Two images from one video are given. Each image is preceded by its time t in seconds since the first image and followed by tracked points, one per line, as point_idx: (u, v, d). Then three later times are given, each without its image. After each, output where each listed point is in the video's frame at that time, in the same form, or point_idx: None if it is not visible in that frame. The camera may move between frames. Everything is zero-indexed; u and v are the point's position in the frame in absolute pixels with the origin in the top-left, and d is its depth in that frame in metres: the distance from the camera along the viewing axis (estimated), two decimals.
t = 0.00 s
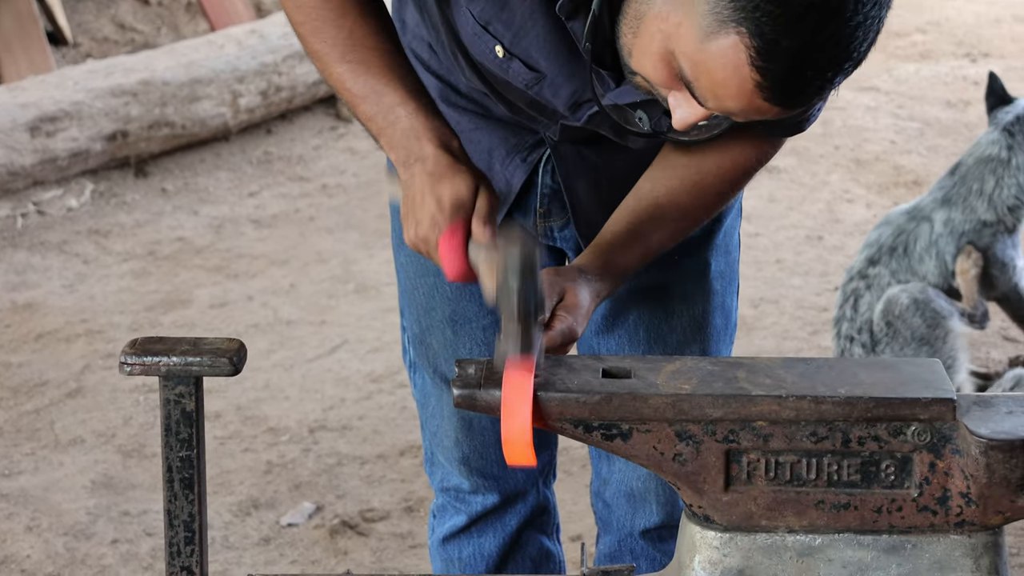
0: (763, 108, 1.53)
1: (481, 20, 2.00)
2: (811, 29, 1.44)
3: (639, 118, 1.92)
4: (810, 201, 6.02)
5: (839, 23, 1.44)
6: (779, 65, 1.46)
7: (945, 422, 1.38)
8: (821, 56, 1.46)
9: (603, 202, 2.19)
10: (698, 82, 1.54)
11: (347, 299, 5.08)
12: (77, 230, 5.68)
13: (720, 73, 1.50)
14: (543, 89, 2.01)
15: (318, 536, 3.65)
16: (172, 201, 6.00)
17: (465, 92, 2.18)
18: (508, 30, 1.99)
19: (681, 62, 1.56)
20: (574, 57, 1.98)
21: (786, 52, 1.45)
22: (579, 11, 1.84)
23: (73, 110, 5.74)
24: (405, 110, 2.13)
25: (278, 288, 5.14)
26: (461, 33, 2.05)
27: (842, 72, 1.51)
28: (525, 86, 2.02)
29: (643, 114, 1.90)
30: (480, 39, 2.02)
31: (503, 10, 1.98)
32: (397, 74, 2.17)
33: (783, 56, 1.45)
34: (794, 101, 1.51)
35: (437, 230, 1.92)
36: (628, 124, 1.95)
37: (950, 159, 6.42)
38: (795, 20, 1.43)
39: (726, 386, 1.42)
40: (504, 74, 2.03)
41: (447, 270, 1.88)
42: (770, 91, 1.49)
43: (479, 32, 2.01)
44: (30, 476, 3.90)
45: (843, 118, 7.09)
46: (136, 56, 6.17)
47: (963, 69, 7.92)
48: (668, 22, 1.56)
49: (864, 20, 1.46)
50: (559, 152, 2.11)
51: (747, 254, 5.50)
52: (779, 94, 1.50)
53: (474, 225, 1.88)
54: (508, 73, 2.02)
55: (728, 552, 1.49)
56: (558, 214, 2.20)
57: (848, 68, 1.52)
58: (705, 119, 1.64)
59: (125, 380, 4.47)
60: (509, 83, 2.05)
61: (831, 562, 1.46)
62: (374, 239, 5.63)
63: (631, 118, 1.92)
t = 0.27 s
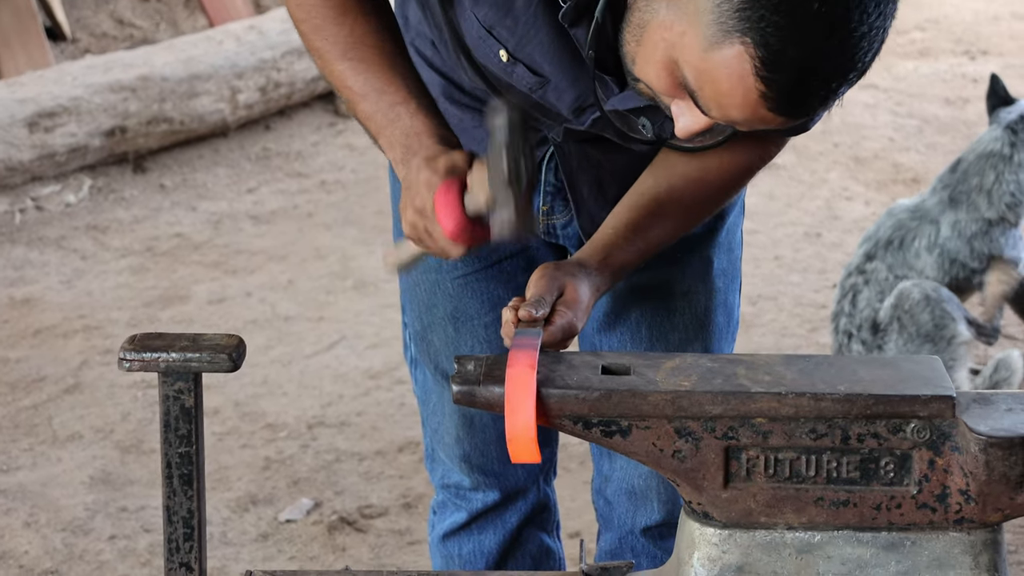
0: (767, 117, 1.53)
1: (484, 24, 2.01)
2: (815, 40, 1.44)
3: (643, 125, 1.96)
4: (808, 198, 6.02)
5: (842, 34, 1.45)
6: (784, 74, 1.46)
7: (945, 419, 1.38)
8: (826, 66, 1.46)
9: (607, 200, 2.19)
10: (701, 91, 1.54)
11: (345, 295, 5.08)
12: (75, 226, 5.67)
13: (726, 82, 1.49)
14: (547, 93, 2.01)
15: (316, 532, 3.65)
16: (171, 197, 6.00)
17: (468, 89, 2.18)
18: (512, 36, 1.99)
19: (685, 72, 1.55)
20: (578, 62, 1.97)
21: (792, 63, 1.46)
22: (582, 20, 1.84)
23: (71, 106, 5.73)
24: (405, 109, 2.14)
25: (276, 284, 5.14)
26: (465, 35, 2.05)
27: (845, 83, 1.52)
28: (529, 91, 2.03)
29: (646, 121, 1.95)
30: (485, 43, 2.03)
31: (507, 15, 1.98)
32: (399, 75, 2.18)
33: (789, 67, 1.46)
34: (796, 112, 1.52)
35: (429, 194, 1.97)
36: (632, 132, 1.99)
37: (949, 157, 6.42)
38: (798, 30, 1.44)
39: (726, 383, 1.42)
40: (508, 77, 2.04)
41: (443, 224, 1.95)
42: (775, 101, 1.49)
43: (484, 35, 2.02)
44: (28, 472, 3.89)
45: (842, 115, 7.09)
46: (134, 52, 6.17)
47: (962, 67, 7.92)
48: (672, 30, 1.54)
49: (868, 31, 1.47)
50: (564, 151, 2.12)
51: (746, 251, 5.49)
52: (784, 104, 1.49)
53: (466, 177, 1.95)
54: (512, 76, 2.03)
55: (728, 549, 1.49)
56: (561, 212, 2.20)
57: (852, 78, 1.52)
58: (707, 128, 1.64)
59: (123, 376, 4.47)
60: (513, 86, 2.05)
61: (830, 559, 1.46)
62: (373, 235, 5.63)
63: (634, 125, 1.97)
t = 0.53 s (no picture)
0: (759, 125, 1.53)
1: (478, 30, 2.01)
2: (807, 51, 1.44)
3: (638, 133, 2.00)
4: (807, 197, 6.02)
5: (833, 42, 1.44)
6: (776, 82, 1.46)
7: (943, 418, 1.38)
8: (819, 73, 1.46)
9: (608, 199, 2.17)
10: (695, 99, 1.54)
11: (343, 292, 5.08)
12: (73, 223, 5.67)
13: (718, 90, 1.49)
14: (541, 98, 2.01)
15: (314, 529, 3.65)
16: (169, 193, 5.99)
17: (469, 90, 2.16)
18: (505, 41, 1.99)
19: (678, 80, 1.55)
20: (572, 67, 1.97)
21: (785, 71, 1.45)
22: (575, 29, 1.84)
23: (70, 102, 5.73)
24: (404, 104, 2.15)
25: (274, 281, 5.14)
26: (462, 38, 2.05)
27: (840, 90, 1.51)
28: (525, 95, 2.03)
29: (641, 127, 1.98)
30: (480, 47, 2.03)
31: (500, 23, 1.98)
32: (397, 70, 2.18)
33: (782, 74, 1.45)
34: (788, 119, 1.51)
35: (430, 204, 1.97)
36: (627, 140, 2.02)
37: (947, 155, 6.42)
38: (788, 41, 1.43)
39: (724, 380, 1.43)
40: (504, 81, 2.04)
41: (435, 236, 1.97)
42: (767, 109, 1.49)
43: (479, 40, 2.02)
44: (26, 469, 3.89)
45: (840, 113, 7.09)
46: (133, 49, 6.16)
47: (959, 65, 7.92)
48: (663, 40, 1.54)
49: (860, 37, 1.47)
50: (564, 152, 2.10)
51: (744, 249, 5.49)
52: (776, 112, 1.49)
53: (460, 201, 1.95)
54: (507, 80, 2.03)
55: (725, 547, 1.49)
56: (561, 210, 2.17)
57: (845, 84, 1.52)
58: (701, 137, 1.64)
59: (121, 373, 4.47)
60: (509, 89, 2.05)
61: (827, 557, 1.46)
62: (371, 232, 5.63)
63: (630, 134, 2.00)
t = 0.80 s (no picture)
0: (761, 76, 1.43)
1: (460, 12, 2.03)
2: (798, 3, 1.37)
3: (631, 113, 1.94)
4: (805, 196, 6.03)
5: None
6: (770, 26, 1.37)
7: (939, 417, 1.38)
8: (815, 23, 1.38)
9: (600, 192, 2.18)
10: (691, 57, 1.45)
11: (341, 290, 5.08)
12: (71, 220, 5.66)
13: (712, 41, 1.41)
14: (526, 80, 2.02)
15: (311, 527, 3.65)
16: (168, 191, 5.99)
17: (461, 85, 2.17)
18: (487, 22, 2.00)
19: (673, 39, 1.47)
20: (555, 46, 1.97)
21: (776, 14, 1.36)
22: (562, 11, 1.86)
23: (69, 100, 5.73)
24: (378, 104, 2.16)
25: (272, 279, 5.14)
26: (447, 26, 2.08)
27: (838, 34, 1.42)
28: (510, 79, 2.04)
29: (633, 108, 1.93)
30: (463, 31, 2.05)
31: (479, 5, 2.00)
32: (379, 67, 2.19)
33: (774, 18, 1.37)
34: (789, 67, 1.42)
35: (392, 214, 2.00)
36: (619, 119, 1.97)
37: (945, 155, 6.42)
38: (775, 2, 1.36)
39: (721, 378, 1.43)
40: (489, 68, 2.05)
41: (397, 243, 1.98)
42: (767, 60, 1.40)
43: (462, 25, 2.04)
44: (23, 466, 3.89)
45: (838, 113, 7.09)
46: (131, 47, 6.17)
47: (958, 65, 7.92)
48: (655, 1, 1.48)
49: None
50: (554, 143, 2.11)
51: (743, 248, 5.50)
52: (778, 62, 1.40)
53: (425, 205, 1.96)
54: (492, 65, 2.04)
55: (722, 545, 1.48)
56: (555, 207, 2.17)
57: (845, 28, 1.43)
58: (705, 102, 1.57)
59: (119, 371, 4.47)
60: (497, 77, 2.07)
61: (824, 556, 1.46)
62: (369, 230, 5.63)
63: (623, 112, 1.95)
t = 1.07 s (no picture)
0: None
1: None
2: None
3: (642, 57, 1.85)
4: (804, 196, 6.03)
5: None
6: None
7: (936, 417, 1.38)
8: None
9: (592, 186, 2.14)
10: None
11: (340, 289, 5.08)
12: (70, 219, 5.67)
13: None
14: (526, 55, 1.98)
15: (310, 526, 3.65)
16: (167, 190, 6.00)
17: (445, 81, 2.13)
18: None
19: None
20: (551, 9, 1.95)
21: None
22: None
23: (68, 99, 5.73)
24: (377, 133, 2.14)
25: (271, 278, 5.14)
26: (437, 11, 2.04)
27: None
28: (507, 59, 2.00)
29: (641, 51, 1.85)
30: (456, 13, 2.01)
31: None
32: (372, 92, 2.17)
33: None
34: None
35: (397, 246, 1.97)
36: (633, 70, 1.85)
37: (944, 155, 6.42)
38: None
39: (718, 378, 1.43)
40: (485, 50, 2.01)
41: (406, 285, 1.93)
42: None
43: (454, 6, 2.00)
44: (22, 465, 3.89)
45: (837, 113, 7.10)
46: (131, 46, 6.17)
47: (957, 66, 7.93)
48: None
49: None
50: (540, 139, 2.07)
51: (742, 248, 5.50)
52: None
53: (436, 244, 1.93)
54: (487, 46, 2.00)
55: (719, 545, 1.49)
56: (542, 204, 2.16)
57: None
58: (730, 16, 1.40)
59: (118, 369, 4.47)
60: (491, 60, 2.03)
61: (821, 555, 1.46)
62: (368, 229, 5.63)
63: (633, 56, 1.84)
